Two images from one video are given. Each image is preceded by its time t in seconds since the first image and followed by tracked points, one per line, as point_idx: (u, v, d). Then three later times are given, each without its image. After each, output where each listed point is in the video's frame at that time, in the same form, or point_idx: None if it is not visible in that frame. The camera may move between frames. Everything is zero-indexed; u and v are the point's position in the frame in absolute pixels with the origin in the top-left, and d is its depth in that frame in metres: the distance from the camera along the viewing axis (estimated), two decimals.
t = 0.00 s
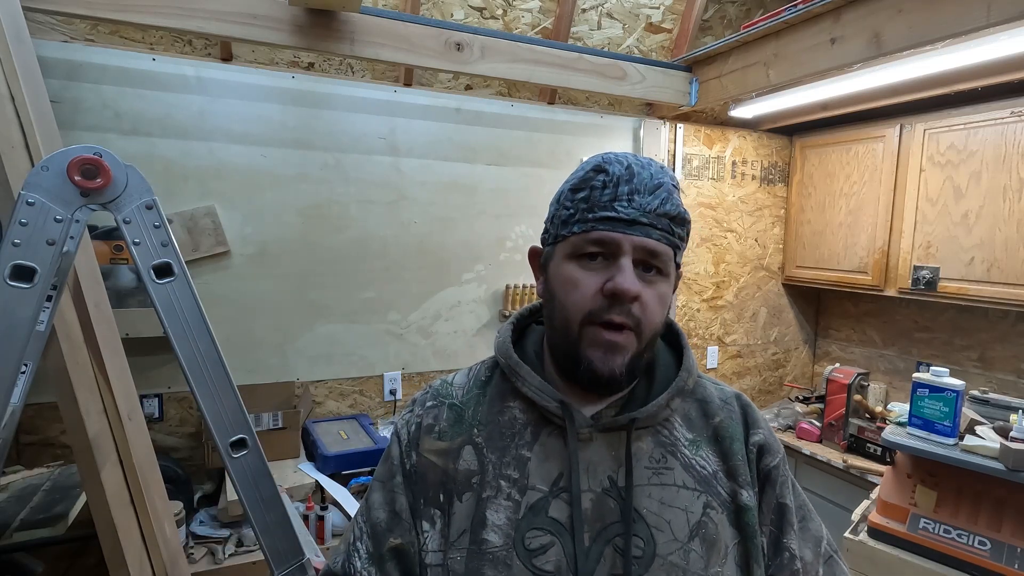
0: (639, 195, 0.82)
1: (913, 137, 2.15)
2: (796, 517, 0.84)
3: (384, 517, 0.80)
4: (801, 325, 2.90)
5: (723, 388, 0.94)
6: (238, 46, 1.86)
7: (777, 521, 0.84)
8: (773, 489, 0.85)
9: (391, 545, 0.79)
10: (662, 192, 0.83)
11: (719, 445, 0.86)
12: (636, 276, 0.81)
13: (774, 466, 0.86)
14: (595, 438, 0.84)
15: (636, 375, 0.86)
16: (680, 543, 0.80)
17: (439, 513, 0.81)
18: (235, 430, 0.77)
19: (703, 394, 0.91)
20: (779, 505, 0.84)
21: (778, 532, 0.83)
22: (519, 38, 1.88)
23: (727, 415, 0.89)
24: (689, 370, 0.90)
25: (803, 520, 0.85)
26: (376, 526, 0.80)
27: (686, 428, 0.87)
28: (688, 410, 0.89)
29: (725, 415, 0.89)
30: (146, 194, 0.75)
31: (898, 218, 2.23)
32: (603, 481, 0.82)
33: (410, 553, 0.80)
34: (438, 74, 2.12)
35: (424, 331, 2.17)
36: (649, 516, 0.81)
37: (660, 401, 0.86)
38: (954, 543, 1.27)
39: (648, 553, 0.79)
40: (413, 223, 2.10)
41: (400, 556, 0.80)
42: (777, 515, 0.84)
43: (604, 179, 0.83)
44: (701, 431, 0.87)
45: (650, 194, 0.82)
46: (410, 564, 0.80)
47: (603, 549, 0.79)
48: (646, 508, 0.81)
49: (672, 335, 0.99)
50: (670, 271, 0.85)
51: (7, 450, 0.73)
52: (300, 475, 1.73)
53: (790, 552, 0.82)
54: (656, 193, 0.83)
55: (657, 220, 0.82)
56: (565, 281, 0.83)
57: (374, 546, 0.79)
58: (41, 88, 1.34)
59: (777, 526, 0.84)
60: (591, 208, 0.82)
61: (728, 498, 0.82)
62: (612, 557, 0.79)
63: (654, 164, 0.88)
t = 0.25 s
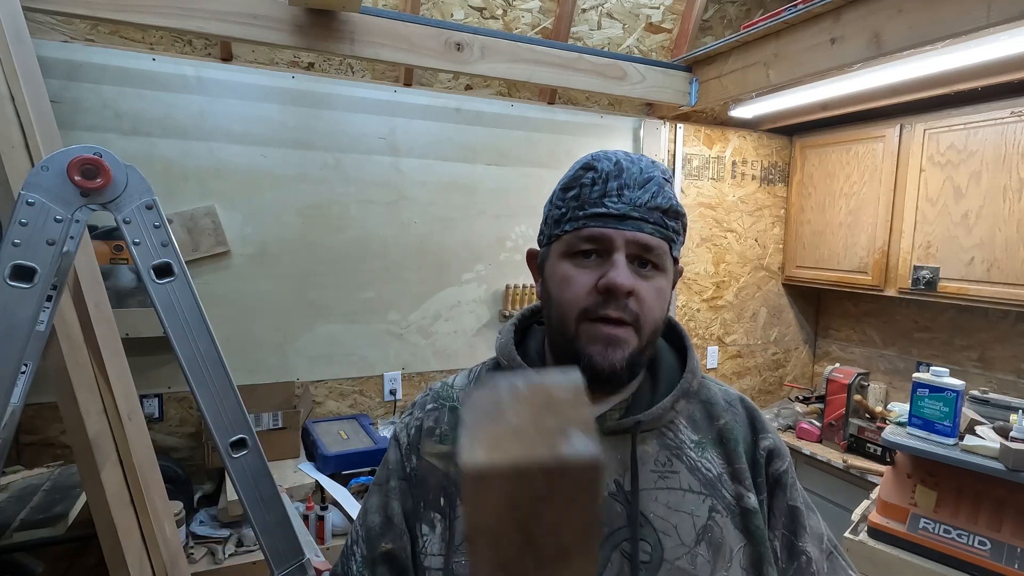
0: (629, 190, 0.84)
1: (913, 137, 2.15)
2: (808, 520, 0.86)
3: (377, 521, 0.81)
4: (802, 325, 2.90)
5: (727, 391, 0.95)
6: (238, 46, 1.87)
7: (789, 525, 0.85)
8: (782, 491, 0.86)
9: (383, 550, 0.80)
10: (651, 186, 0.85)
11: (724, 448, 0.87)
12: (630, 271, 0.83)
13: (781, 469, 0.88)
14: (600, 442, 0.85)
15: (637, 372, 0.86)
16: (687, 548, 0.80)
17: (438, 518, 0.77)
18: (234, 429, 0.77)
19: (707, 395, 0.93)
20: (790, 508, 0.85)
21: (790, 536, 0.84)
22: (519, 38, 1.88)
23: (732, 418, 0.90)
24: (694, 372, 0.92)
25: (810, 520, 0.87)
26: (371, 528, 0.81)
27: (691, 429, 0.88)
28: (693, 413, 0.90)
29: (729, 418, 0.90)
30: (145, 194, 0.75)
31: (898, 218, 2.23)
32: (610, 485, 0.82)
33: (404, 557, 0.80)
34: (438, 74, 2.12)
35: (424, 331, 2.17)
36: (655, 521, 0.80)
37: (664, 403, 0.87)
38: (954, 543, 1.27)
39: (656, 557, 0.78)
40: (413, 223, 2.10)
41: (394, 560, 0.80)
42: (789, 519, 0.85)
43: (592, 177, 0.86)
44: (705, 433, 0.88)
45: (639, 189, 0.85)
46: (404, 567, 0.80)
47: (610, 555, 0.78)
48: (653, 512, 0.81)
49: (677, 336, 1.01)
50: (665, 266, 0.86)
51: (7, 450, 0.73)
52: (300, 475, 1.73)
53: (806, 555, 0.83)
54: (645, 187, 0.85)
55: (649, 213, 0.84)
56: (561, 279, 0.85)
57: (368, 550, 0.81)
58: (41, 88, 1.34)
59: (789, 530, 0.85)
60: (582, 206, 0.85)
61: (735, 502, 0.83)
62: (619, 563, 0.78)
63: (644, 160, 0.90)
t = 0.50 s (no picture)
0: (623, 190, 0.84)
1: (913, 137, 2.15)
2: (811, 527, 0.86)
3: (368, 520, 0.80)
4: (802, 325, 2.90)
5: (730, 395, 0.96)
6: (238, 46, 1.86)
7: (792, 532, 0.85)
8: (785, 498, 0.87)
9: (370, 550, 0.76)
10: (646, 186, 0.86)
11: (726, 452, 0.87)
12: (626, 272, 0.84)
13: (784, 476, 0.88)
14: (602, 445, 0.85)
15: (638, 371, 0.88)
16: (691, 552, 0.79)
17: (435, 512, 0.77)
18: (236, 428, 0.74)
19: (710, 399, 0.93)
20: (794, 515, 0.86)
21: (793, 543, 0.85)
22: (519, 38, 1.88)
23: (734, 422, 0.90)
24: (697, 375, 0.93)
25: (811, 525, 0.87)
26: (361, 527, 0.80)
27: (694, 433, 0.88)
28: (695, 416, 0.90)
29: (731, 422, 0.90)
30: (146, 194, 0.74)
31: (898, 218, 2.23)
32: (612, 488, 0.83)
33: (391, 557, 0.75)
34: (438, 74, 2.13)
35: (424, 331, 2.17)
36: (658, 524, 0.80)
37: (668, 406, 0.87)
38: (954, 543, 1.27)
39: (659, 561, 0.78)
40: (413, 223, 2.10)
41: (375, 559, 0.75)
42: (792, 526, 0.86)
43: (586, 178, 0.86)
44: (708, 437, 0.88)
45: (634, 189, 0.85)
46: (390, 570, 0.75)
47: (612, 558, 0.78)
48: (655, 516, 0.81)
49: (680, 338, 1.03)
50: (662, 265, 0.87)
51: (7, 450, 0.73)
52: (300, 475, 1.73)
53: (808, 563, 0.83)
54: (640, 186, 0.85)
55: (644, 214, 0.84)
56: (558, 282, 0.86)
57: (356, 549, 0.78)
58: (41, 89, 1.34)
59: (792, 537, 0.85)
60: (576, 207, 0.85)
61: (738, 506, 0.83)
62: (622, 566, 0.78)
63: (639, 158, 0.90)
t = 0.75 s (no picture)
0: (589, 192, 0.85)
1: (913, 137, 2.15)
2: (810, 527, 0.87)
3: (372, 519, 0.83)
4: (802, 325, 2.90)
5: (730, 395, 0.96)
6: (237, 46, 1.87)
7: (790, 532, 0.86)
8: (784, 498, 0.87)
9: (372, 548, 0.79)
10: (610, 183, 0.86)
11: (725, 450, 0.87)
12: (605, 272, 0.85)
13: (784, 476, 0.88)
14: (601, 442, 0.86)
15: (636, 366, 0.88)
16: (688, 550, 0.79)
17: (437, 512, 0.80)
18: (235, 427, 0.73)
19: (710, 398, 0.93)
20: (792, 516, 0.86)
21: (791, 543, 0.85)
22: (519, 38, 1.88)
23: (733, 421, 0.90)
24: (696, 374, 0.92)
25: (810, 526, 0.87)
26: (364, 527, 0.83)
27: (693, 431, 0.88)
28: (694, 415, 0.90)
29: (731, 421, 0.90)
30: (145, 194, 0.74)
31: (898, 218, 2.23)
32: (610, 486, 0.83)
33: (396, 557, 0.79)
34: (438, 74, 2.13)
35: (424, 331, 2.16)
36: (655, 522, 0.80)
37: (666, 404, 0.87)
38: (954, 543, 1.27)
39: (655, 559, 0.78)
40: (413, 223, 2.10)
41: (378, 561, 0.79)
42: (791, 526, 0.86)
43: (552, 186, 0.87)
44: (707, 436, 0.88)
45: (599, 188, 0.85)
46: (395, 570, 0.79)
47: (610, 555, 0.78)
48: (653, 513, 0.81)
49: (679, 336, 1.03)
50: (642, 257, 0.87)
51: (7, 450, 0.73)
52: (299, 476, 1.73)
53: (805, 563, 0.84)
54: (605, 185, 0.86)
55: (613, 211, 0.85)
56: (542, 291, 0.88)
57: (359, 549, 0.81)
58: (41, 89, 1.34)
59: (790, 538, 0.85)
60: (547, 217, 0.86)
61: (737, 505, 0.82)
62: (619, 564, 0.78)
63: (601, 157, 0.91)
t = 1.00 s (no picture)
0: (579, 192, 0.85)
1: (913, 137, 2.15)
2: (811, 524, 0.88)
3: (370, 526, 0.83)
4: (802, 325, 2.90)
5: (727, 393, 0.96)
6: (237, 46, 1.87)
7: (791, 531, 0.87)
8: (784, 497, 0.88)
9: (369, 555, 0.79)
10: (601, 183, 0.86)
11: (721, 450, 0.87)
12: (595, 272, 0.84)
13: (782, 474, 0.89)
14: (595, 444, 0.85)
15: (628, 366, 0.88)
16: (684, 551, 0.79)
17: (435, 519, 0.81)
18: (236, 427, 0.72)
19: (706, 397, 0.93)
20: (793, 514, 0.87)
21: (793, 542, 0.86)
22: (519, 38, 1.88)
23: (729, 420, 0.90)
24: (691, 373, 0.92)
25: (809, 523, 0.88)
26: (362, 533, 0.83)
27: (689, 431, 0.88)
28: (691, 414, 0.90)
29: (727, 420, 0.90)
30: (146, 194, 0.73)
31: (898, 218, 2.23)
32: (605, 487, 0.83)
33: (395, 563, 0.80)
34: (438, 74, 2.13)
35: (423, 331, 2.17)
36: (651, 523, 0.80)
37: (660, 405, 0.87)
38: (954, 543, 1.27)
39: (651, 560, 0.78)
40: (413, 223, 2.10)
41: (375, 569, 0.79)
42: (792, 525, 0.87)
43: (542, 186, 0.88)
44: (703, 435, 0.88)
45: (589, 188, 0.86)
46: None
47: (605, 557, 0.78)
48: (648, 515, 0.81)
49: (675, 335, 1.02)
50: (633, 257, 0.87)
51: (7, 450, 0.73)
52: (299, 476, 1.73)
53: (808, 562, 0.85)
54: (595, 184, 0.86)
55: (603, 211, 0.85)
56: (533, 291, 0.88)
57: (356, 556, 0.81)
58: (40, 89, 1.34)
59: (792, 536, 0.86)
60: (537, 217, 0.87)
61: (733, 505, 0.83)
62: (615, 565, 0.78)
63: (592, 156, 0.91)
